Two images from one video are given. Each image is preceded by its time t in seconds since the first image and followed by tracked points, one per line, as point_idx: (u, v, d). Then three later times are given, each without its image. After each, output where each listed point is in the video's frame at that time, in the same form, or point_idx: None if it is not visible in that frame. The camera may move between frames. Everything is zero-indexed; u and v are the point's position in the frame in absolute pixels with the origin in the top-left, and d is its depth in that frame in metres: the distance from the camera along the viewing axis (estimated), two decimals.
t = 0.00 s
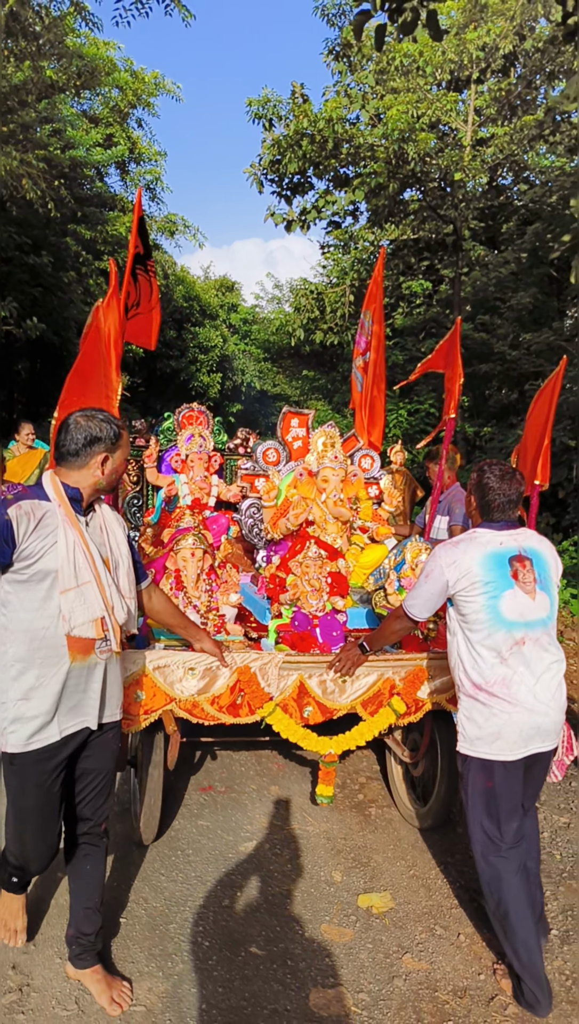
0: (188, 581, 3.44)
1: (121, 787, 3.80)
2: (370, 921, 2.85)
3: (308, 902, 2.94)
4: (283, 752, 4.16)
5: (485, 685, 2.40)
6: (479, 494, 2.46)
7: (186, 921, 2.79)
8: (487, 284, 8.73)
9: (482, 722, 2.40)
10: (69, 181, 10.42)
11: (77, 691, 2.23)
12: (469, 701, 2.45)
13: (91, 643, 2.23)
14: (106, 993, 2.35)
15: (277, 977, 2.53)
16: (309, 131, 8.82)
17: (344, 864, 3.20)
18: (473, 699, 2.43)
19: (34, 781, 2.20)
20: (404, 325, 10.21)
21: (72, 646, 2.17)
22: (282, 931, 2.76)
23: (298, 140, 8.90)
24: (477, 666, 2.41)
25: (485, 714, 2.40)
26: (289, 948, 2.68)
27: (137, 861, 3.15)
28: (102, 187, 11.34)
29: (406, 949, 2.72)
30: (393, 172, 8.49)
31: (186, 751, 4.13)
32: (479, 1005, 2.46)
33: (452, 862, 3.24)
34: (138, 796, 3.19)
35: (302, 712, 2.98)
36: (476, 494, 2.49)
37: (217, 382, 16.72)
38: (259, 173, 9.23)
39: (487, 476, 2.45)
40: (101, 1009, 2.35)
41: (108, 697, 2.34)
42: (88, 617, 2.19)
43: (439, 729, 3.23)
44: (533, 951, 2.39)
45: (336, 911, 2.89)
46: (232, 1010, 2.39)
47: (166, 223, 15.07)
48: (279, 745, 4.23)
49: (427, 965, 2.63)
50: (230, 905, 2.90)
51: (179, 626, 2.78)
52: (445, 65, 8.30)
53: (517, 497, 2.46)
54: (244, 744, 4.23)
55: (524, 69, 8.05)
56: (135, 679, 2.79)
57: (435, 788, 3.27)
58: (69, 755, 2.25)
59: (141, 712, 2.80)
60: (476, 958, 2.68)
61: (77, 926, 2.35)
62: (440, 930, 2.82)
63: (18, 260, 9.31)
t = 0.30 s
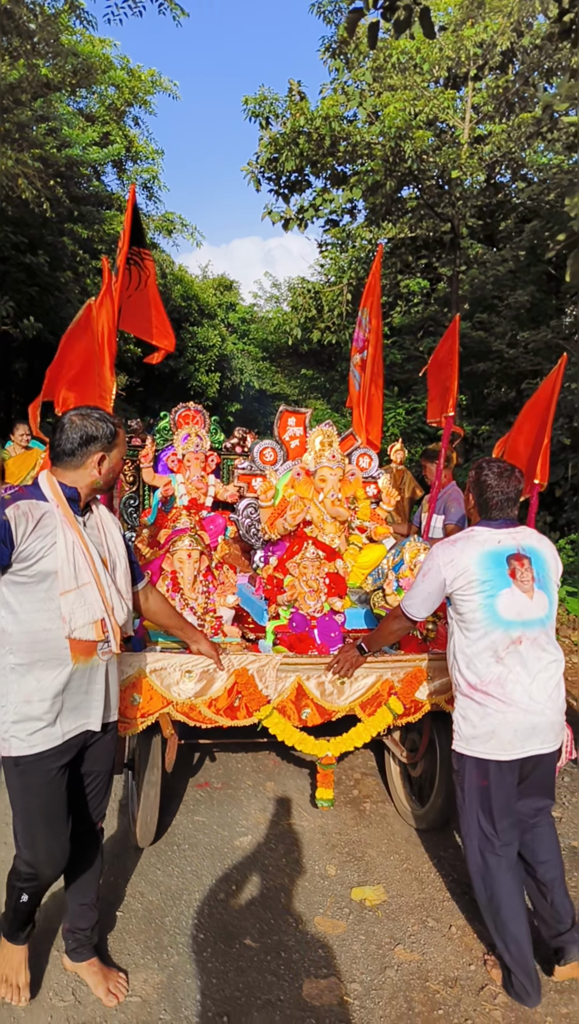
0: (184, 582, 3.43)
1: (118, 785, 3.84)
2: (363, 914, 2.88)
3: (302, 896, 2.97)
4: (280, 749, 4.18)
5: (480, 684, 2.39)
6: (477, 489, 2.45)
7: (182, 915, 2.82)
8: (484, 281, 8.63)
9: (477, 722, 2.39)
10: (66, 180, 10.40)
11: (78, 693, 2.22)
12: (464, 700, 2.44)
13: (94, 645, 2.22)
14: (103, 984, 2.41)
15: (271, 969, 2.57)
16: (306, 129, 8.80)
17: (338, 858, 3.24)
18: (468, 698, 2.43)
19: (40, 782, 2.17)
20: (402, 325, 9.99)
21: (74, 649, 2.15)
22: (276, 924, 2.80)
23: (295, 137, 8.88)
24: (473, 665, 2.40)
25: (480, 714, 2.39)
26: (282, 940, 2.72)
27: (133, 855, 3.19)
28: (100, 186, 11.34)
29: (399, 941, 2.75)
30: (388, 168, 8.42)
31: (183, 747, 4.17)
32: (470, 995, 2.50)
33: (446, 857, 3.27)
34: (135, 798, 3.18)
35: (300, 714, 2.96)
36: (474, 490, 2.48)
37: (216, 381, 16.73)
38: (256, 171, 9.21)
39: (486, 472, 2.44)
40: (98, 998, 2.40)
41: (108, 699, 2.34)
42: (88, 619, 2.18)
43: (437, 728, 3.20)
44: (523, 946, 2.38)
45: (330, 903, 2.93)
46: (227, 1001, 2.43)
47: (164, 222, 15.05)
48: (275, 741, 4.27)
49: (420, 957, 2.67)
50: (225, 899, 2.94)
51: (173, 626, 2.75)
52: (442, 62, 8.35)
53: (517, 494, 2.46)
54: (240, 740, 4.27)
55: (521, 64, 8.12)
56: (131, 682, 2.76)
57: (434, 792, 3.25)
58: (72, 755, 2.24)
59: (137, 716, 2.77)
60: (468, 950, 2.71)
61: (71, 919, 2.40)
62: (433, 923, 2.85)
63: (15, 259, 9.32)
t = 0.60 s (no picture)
0: (181, 586, 3.44)
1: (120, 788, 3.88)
2: (362, 910, 2.92)
3: (301, 893, 3.01)
4: (281, 749, 4.21)
5: (479, 682, 2.41)
6: (476, 487, 2.47)
7: (182, 914, 2.86)
8: (478, 278, 8.63)
9: (475, 721, 2.42)
10: (61, 185, 10.44)
11: (78, 699, 2.23)
12: (463, 698, 2.46)
13: (93, 650, 2.24)
14: (103, 982, 2.44)
15: (270, 964, 2.60)
16: (298, 130, 8.82)
17: (337, 855, 3.28)
18: (468, 697, 2.45)
19: (42, 788, 2.16)
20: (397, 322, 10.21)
21: (74, 655, 2.16)
22: (275, 921, 2.83)
23: (288, 138, 8.89)
24: (472, 663, 2.42)
25: (479, 712, 2.41)
26: (281, 937, 2.75)
27: (135, 856, 3.23)
28: (94, 190, 11.37)
29: (398, 936, 2.79)
30: (380, 167, 8.45)
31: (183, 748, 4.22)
32: (469, 988, 2.53)
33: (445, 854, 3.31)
34: (135, 804, 3.17)
35: (301, 717, 2.98)
36: (473, 487, 2.50)
37: (212, 382, 16.95)
38: (250, 173, 9.23)
39: (485, 469, 2.46)
40: (98, 996, 2.44)
41: (107, 704, 2.36)
42: (88, 624, 2.20)
43: (440, 730, 3.18)
44: (522, 939, 2.40)
45: (329, 900, 2.97)
46: (227, 998, 2.46)
47: (159, 225, 15.07)
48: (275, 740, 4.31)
49: (418, 952, 2.70)
50: (225, 897, 2.98)
51: (172, 631, 2.75)
52: (433, 61, 8.35)
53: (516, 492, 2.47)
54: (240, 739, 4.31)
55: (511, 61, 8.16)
56: (129, 687, 2.79)
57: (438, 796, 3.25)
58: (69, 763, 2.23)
59: (136, 720, 2.80)
60: (466, 944, 2.75)
61: (71, 918, 2.43)
62: (431, 918, 2.89)
63: (11, 265, 9.37)
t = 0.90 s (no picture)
0: (177, 589, 3.43)
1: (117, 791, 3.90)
2: (356, 907, 2.94)
3: (296, 891, 3.03)
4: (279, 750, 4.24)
5: (480, 689, 2.40)
6: (480, 491, 2.48)
7: (178, 912, 2.88)
8: (476, 278, 8.69)
9: (476, 728, 2.41)
10: (60, 188, 10.49)
11: (73, 708, 2.23)
12: (464, 705, 2.46)
13: (88, 658, 2.25)
14: (98, 979, 2.47)
15: (265, 961, 2.62)
16: (295, 132, 8.84)
17: (332, 853, 3.30)
18: (469, 703, 2.44)
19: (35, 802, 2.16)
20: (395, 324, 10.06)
21: (68, 663, 2.17)
22: (270, 918, 2.85)
23: (285, 140, 8.92)
24: (474, 670, 2.42)
25: (479, 719, 2.40)
26: (276, 934, 2.77)
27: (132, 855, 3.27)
28: (93, 193, 11.41)
29: (392, 933, 2.80)
30: (376, 168, 8.45)
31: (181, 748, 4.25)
32: (462, 985, 2.55)
33: (441, 854, 3.33)
34: (132, 809, 3.16)
35: (299, 721, 2.98)
36: (477, 492, 2.51)
37: (211, 384, 17.16)
38: (248, 175, 9.25)
39: (488, 474, 2.47)
40: (92, 991, 2.47)
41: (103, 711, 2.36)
42: (84, 631, 2.21)
43: (441, 733, 3.17)
44: (517, 938, 2.42)
45: (324, 897, 2.99)
46: (222, 993, 2.48)
47: (157, 227, 15.09)
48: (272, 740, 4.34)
49: (412, 948, 2.72)
50: (221, 895, 3.00)
51: (170, 636, 2.77)
52: (429, 62, 8.38)
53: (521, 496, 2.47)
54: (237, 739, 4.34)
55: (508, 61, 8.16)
56: (125, 693, 2.76)
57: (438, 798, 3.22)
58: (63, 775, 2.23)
59: (132, 726, 2.77)
60: (460, 940, 2.77)
61: (69, 917, 2.45)
62: (426, 915, 2.91)
63: (10, 268, 9.42)
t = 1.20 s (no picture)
0: (174, 592, 3.46)
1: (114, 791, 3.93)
2: (349, 904, 2.96)
3: (289, 887, 3.06)
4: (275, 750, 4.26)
5: (485, 701, 2.34)
6: (483, 503, 2.42)
7: (172, 908, 2.92)
8: (476, 279, 8.72)
9: (480, 741, 2.35)
10: (61, 190, 10.54)
11: (64, 717, 2.23)
12: (468, 717, 2.40)
13: (78, 667, 2.24)
14: (92, 973, 2.50)
15: (257, 956, 2.65)
16: (295, 134, 8.85)
17: (326, 851, 3.33)
18: (472, 715, 2.38)
19: (26, 817, 2.14)
20: (395, 324, 10.09)
21: (59, 672, 2.17)
22: (262, 914, 2.89)
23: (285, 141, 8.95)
24: (478, 681, 2.36)
25: (483, 732, 2.34)
26: (268, 930, 2.80)
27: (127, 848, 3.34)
28: (94, 195, 11.44)
29: (384, 930, 2.82)
30: (376, 168, 8.39)
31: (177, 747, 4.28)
32: (453, 980, 2.57)
33: (434, 853, 3.34)
34: (128, 813, 3.12)
35: (296, 725, 2.94)
36: (479, 503, 2.45)
37: (213, 383, 17.27)
38: (248, 176, 9.27)
39: (491, 484, 2.41)
40: (86, 984, 2.50)
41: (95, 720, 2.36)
42: (78, 642, 2.20)
43: (440, 736, 3.18)
44: (510, 934, 2.45)
45: (318, 893, 3.02)
46: (214, 988, 2.51)
47: (159, 229, 15.13)
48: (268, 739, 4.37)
49: (404, 944, 2.74)
50: (214, 891, 3.03)
51: (161, 639, 2.73)
52: (429, 63, 8.45)
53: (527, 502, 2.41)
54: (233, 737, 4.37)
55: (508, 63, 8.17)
56: (119, 697, 2.74)
57: (442, 804, 3.19)
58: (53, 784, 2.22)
59: (126, 729, 2.76)
60: (451, 937, 2.79)
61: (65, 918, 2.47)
62: (418, 912, 2.93)
63: (11, 270, 9.48)
